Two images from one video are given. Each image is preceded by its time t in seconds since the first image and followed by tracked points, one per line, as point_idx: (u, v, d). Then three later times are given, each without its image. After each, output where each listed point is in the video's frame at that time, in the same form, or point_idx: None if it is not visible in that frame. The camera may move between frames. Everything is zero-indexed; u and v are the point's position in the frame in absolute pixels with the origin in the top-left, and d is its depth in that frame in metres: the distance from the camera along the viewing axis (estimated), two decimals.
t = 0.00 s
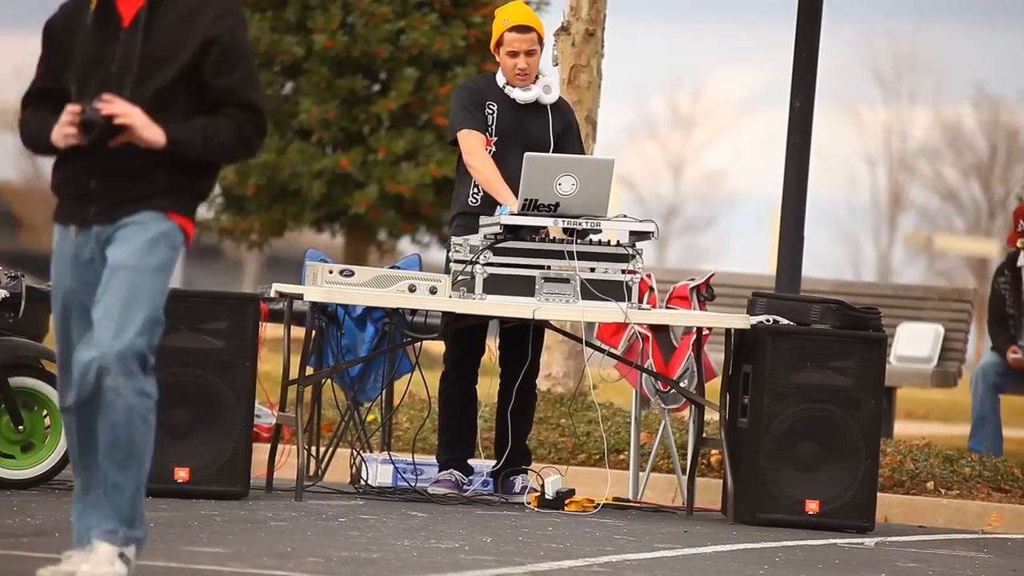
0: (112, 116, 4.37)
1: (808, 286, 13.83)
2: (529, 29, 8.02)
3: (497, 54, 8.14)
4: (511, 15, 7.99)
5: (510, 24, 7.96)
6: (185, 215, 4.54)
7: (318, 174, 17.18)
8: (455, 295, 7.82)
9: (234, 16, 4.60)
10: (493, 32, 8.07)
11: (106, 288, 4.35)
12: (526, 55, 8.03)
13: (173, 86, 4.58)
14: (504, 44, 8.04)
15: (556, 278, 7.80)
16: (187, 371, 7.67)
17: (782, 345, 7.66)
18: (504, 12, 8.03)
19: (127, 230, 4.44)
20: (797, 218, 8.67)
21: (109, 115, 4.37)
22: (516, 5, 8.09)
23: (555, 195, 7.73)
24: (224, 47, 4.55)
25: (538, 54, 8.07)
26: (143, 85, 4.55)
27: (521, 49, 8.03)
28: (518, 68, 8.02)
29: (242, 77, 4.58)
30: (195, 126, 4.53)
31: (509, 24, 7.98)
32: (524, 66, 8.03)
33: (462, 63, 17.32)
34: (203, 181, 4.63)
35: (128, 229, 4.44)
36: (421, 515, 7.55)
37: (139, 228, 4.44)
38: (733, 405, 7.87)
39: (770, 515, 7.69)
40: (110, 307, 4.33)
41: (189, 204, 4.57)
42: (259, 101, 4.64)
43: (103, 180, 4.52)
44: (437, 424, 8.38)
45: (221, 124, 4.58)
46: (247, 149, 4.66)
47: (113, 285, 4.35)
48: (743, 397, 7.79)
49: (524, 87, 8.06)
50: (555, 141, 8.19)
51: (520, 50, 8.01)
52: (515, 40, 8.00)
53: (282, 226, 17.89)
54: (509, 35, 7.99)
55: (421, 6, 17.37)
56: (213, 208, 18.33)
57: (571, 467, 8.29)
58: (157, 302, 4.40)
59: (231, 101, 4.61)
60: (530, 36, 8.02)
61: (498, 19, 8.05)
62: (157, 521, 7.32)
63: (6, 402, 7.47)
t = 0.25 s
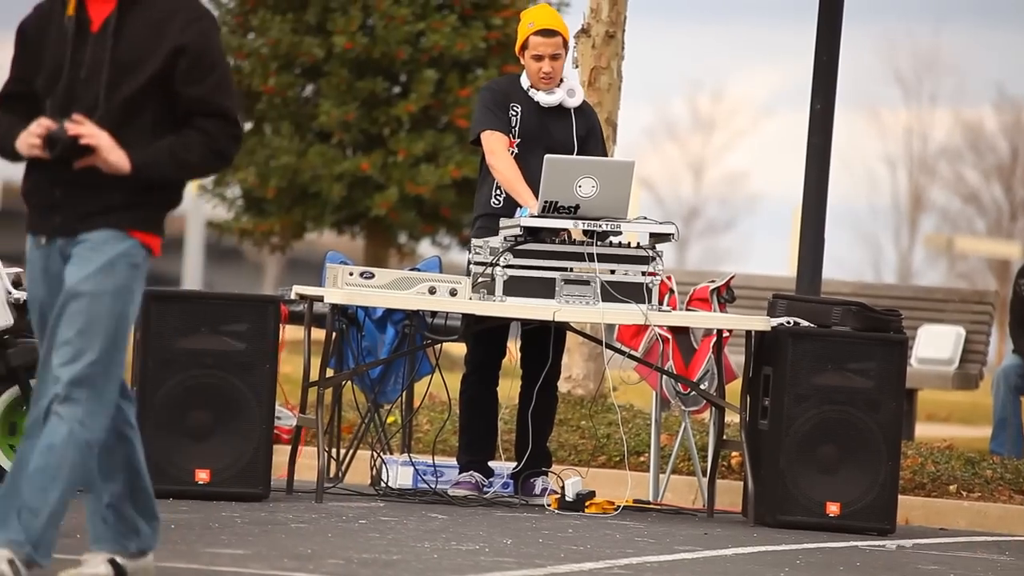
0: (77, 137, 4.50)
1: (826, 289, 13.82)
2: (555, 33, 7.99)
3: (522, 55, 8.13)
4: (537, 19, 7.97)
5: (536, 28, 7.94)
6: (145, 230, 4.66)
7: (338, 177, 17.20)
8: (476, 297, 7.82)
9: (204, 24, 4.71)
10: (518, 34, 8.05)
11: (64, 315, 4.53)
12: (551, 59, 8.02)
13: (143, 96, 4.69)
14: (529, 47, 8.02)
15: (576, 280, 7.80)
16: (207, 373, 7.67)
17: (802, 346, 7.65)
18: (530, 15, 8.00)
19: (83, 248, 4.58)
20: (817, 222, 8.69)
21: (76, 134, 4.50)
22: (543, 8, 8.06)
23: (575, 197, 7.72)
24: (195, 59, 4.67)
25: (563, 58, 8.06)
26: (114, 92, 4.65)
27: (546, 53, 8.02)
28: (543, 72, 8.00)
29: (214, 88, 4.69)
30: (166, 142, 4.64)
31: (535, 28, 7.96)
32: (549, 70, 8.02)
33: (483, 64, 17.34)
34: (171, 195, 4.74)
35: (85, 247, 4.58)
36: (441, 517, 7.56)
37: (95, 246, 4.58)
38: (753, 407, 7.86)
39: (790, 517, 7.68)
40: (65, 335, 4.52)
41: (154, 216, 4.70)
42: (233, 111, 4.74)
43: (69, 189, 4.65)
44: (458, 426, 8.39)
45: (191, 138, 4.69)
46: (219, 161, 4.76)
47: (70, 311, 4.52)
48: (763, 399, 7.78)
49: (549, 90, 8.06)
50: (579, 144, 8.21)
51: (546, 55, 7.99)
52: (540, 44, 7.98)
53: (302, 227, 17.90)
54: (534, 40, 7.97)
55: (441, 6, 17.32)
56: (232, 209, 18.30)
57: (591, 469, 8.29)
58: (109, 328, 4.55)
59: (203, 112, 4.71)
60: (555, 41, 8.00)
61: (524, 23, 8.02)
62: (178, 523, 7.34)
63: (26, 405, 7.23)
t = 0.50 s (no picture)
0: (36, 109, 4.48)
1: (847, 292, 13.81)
2: (581, 39, 7.97)
3: (548, 58, 8.12)
4: (565, 24, 7.93)
5: (563, 34, 7.91)
6: (128, 221, 4.63)
7: (360, 180, 17.21)
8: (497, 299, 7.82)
9: (179, 15, 4.65)
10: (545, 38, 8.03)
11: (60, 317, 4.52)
12: (576, 65, 8.01)
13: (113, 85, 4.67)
14: (555, 51, 8.00)
15: (597, 282, 7.79)
16: (228, 375, 7.69)
17: (823, 349, 7.65)
18: (558, 18, 7.96)
19: (67, 242, 4.53)
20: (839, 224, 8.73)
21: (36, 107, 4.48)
22: (571, 11, 8.02)
23: (596, 199, 7.71)
24: (162, 48, 4.61)
25: (588, 63, 8.04)
26: (85, 77, 4.65)
27: (572, 58, 8.00)
28: (568, 78, 8.00)
29: (182, 78, 4.61)
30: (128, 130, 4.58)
31: (562, 33, 7.93)
32: (573, 76, 8.01)
33: (505, 67, 17.52)
34: (136, 188, 4.68)
35: (70, 242, 4.53)
36: (462, 520, 7.56)
37: (80, 240, 4.53)
38: (774, 410, 7.85)
39: (812, 519, 7.67)
40: (63, 336, 4.51)
41: (124, 206, 4.63)
42: (200, 102, 4.64)
43: (41, 176, 4.60)
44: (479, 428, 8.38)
45: (152, 127, 4.60)
46: (184, 152, 4.65)
47: (65, 312, 4.51)
48: (784, 401, 7.78)
49: (572, 94, 8.06)
50: (602, 147, 8.21)
51: (571, 60, 7.98)
52: (566, 50, 7.96)
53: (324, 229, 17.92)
54: (561, 45, 7.95)
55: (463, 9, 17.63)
56: (254, 212, 18.29)
57: (613, 471, 8.29)
58: (110, 326, 4.55)
59: (166, 101, 4.62)
60: (582, 47, 7.98)
61: (551, 25, 7.99)
62: (199, 525, 7.36)
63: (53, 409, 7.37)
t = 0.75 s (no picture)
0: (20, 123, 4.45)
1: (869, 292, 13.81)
2: (609, 46, 7.92)
3: (572, 61, 8.08)
4: (593, 31, 7.87)
5: (591, 41, 7.87)
6: (121, 223, 4.54)
7: (382, 182, 17.20)
8: (518, 300, 7.81)
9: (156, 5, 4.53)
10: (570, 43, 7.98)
11: (56, 319, 4.42)
12: (601, 72, 7.97)
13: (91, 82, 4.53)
14: (581, 56, 7.96)
15: (618, 284, 7.80)
16: (250, 377, 7.70)
17: (845, 351, 7.63)
18: (587, 24, 7.90)
19: (59, 245, 4.43)
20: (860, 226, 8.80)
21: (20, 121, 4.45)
22: (599, 16, 7.96)
23: (618, 201, 7.71)
24: (145, 42, 4.50)
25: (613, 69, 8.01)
26: (63, 73, 4.50)
27: (597, 65, 7.96)
28: (592, 84, 7.97)
29: (166, 71, 4.52)
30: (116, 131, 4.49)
31: (589, 40, 7.88)
32: (598, 82, 7.98)
33: (525, 68, 17.51)
34: (127, 187, 4.57)
35: (61, 245, 4.43)
36: (483, 522, 7.55)
37: (73, 242, 4.44)
38: (796, 412, 7.84)
39: (834, 522, 7.67)
40: (60, 341, 4.42)
41: (118, 207, 4.54)
42: (185, 94, 4.56)
43: (26, 174, 4.46)
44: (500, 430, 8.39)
45: (138, 122, 4.51)
46: (172, 147, 4.58)
47: (62, 317, 4.42)
48: (806, 403, 7.77)
49: (595, 99, 8.04)
50: (625, 151, 8.22)
51: (596, 67, 7.94)
52: (592, 57, 7.92)
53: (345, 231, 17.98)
54: (588, 52, 7.91)
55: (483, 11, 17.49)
56: (275, 215, 18.39)
57: (634, 473, 8.28)
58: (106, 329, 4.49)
59: (150, 96, 4.52)
60: (608, 54, 7.93)
61: (579, 30, 7.93)
62: (221, 528, 7.37)
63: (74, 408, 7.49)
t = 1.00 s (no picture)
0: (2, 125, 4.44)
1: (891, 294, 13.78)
2: (632, 49, 7.93)
3: (596, 64, 8.09)
4: (616, 34, 7.87)
5: (614, 45, 7.87)
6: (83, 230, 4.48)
7: (403, 183, 17.22)
8: (539, 303, 7.82)
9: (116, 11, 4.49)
10: (594, 45, 7.99)
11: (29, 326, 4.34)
12: (625, 74, 7.97)
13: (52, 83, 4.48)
14: (604, 59, 7.96)
15: (640, 286, 7.79)
16: (272, 380, 7.71)
17: (868, 353, 7.62)
18: (609, 26, 7.90)
19: (27, 253, 4.37)
20: (883, 228, 8.80)
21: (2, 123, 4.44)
22: (622, 17, 7.95)
23: (639, 203, 7.71)
24: (107, 42, 4.45)
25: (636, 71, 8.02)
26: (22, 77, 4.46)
27: (621, 68, 7.96)
28: (616, 86, 7.99)
29: (128, 71, 4.48)
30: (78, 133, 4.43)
31: (613, 43, 7.88)
32: (622, 85, 7.99)
33: (546, 71, 17.53)
34: (94, 191, 4.53)
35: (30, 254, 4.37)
36: (505, 524, 7.55)
37: (41, 251, 4.37)
38: (818, 414, 7.83)
39: (855, 524, 7.65)
40: (35, 346, 4.34)
41: (82, 213, 4.49)
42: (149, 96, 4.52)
43: None
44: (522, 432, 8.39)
45: (104, 125, 4.46)
46: (137, 147, 4.54)
47: (35, 325, 4.33)
48: (828, 405, 7.75)
49: (619, 102, 8.07)
50: (648, 154, 8.22)
51: (620, 70, 7.95)
52: (616, 60, 7.93)
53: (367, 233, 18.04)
54: (611, 55, 7.91)
55: (504, 14, 17.44)
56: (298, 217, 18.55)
57: (656, 476, 8.27)
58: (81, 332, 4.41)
59: (116, 99, 4.48)
60: (631, 56, 7.94)
61: (601, 33, 7.93)
62: (243, 529, 7.38)
63: (94, 409, 7.56)
